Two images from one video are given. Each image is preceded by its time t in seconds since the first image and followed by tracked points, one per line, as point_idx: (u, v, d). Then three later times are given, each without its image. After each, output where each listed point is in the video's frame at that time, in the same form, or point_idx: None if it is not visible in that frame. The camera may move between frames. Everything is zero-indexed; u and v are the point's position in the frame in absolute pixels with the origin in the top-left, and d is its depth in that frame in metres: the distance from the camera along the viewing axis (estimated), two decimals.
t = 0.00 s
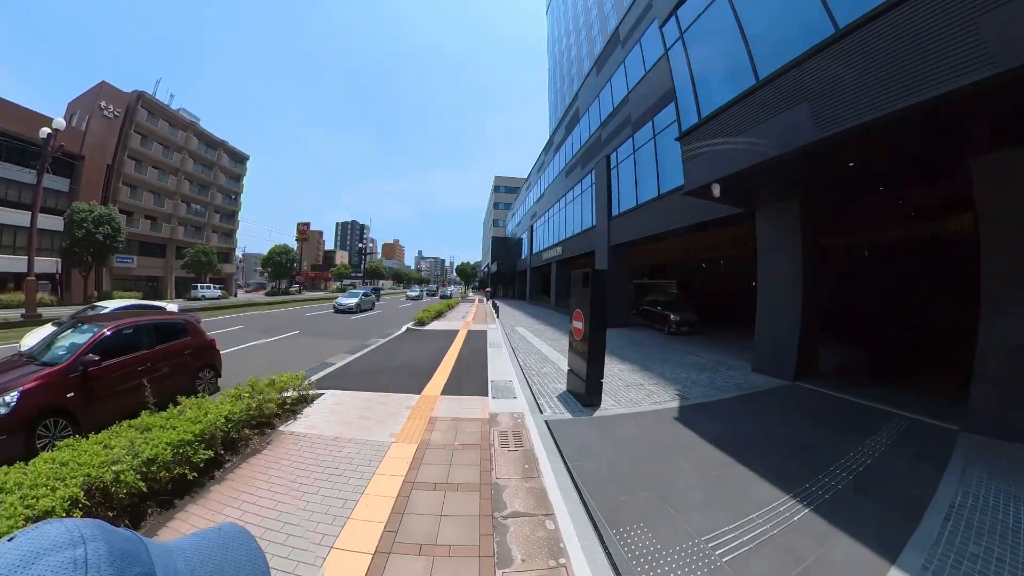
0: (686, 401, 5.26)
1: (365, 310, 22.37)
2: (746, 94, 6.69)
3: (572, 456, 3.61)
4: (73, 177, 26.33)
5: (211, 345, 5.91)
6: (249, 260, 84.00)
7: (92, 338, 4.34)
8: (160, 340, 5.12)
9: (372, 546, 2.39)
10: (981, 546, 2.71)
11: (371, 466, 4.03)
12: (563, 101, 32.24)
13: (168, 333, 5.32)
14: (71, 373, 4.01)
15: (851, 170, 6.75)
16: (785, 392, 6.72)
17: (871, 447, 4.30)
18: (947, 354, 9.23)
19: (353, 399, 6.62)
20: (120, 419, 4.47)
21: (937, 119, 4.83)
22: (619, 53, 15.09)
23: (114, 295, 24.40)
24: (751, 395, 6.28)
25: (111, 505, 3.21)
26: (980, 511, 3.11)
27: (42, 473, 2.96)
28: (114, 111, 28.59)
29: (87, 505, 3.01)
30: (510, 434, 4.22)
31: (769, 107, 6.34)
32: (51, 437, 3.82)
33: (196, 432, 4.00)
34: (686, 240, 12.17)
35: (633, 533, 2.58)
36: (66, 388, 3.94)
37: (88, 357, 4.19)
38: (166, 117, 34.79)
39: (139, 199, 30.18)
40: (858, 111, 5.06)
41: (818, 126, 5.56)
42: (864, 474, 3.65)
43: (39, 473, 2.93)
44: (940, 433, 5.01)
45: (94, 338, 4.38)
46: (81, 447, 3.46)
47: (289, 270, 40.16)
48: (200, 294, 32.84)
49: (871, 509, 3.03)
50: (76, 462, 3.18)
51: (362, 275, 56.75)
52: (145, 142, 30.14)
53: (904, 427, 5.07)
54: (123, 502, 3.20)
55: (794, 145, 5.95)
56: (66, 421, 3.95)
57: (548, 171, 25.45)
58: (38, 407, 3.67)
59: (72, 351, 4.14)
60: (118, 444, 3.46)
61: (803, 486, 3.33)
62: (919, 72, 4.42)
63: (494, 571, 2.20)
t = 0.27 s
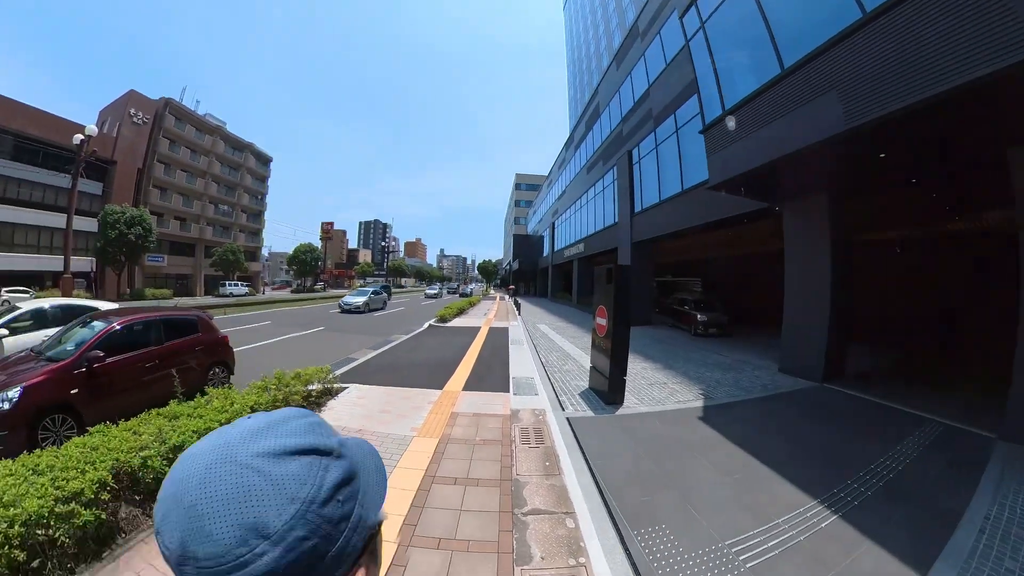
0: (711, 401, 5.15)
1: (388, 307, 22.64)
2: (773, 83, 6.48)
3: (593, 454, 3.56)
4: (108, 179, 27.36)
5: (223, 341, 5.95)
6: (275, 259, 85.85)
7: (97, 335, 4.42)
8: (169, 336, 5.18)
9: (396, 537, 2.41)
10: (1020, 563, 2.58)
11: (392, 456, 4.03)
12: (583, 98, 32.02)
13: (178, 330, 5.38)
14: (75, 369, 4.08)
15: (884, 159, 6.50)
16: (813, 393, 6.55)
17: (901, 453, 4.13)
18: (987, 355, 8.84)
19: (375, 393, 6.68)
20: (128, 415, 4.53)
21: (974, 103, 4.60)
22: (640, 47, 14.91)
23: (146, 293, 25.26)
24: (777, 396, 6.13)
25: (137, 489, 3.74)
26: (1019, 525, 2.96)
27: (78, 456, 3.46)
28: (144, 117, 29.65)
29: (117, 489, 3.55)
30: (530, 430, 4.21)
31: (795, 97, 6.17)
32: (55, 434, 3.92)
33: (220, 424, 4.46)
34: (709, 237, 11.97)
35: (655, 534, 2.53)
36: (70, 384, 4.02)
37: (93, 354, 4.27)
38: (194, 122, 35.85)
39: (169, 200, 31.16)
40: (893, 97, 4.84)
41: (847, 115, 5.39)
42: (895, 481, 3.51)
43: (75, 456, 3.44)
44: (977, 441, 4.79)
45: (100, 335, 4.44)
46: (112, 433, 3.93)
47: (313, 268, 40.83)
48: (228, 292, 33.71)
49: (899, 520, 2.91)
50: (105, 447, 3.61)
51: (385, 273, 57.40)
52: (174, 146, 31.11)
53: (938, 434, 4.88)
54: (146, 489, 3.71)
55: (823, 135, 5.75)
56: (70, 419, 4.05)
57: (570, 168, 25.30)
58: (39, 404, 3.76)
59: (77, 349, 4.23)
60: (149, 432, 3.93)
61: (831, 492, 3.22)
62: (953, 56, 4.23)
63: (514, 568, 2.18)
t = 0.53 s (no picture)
0: (721, 403, 5.02)
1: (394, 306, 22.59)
2: (782, 75, 6.30)
3: (596, 457, 3.45)
4: (116, 179, 27.58)
5: (208, 341, 5.82)
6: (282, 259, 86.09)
7: (68, 336, 4.31)
8: (148, 336, 5.07)
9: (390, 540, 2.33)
10: None
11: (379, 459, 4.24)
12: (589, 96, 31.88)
13: (158, 329, 5.25)
14: (43, 371, 3.98)
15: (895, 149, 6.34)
16: (824, 394, 6.39)
17: (916, 457, 3.99)
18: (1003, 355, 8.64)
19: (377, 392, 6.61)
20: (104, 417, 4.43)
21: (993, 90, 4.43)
22: (646, 44, 14.76)
23: (154, 292, 25.43)
24: (787, 397, 5.98)
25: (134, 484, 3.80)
26: None
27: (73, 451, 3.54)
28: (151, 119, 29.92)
29: (111, 483, 3.57)
30: (533, 431, 4.11)
31: (804, 90, 6.02)
32: (22, 438, 3.83)
33: (217, 421, 4.51)
34: (717, 235, 11.82)
35: (660, 543, 2.41)
36: (38, 387, 3.92)
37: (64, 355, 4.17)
38: (201, 122, 36.07)
39: (177, 200, 31.36)
40: (909, 86, 4.64)
41: (857, 107, 5.25)
42: (911, 487, 3.37)
43: (72, 451, 3.52)
44: (995, 443, 4.64)
45: (71, 336, 4.33)
46: (111, 428, 4.05)
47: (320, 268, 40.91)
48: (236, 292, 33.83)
49: (915, 529, 2.79)
50: (101, 441, 3.74)
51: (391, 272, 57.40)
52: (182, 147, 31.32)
53: (954, 437, 4.73)
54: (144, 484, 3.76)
55: (835, 126, 5.57)
56: (40, 422, 3.96)
57: (576, 166, 25.16)
58: (3, 407, 3.66)
59: (47, 350, 4.13)
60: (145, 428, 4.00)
61: (845, 498, 3.09)
62: (966, 43, 4.08)
63: None
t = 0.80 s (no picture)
0: (717, 404, 4.89)
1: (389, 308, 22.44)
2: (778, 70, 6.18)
3: (588, 462, 3.31)
4: (110, 179, 27.36)
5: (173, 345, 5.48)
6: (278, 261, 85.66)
7: (18, 337, 3.95)
8: (106, 338, 4.71)
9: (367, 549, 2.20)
10: None
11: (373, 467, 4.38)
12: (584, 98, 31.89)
13: (118, 330, 4.90)
14: None
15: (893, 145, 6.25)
16: (821, 395, 6.28)
17: (917, 459, 3.87)
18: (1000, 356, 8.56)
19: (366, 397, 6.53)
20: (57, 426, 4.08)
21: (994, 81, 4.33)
22: (641, 44, 14.70)
23: (146, 293, 25.17)
24: (785, 398, 5.87)
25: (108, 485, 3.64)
26: None
27: (46, 450, 3.38)
28: (145, 118, 29.74)
29: (84, 484, 3.41)
30: (522, 434, 3.98)
31: (800, 85, 5.90)
32: None
33: (197, 422, 4.37)
34: (712, 235, 11.73)
35: (654, 553, 2.28)
36: None
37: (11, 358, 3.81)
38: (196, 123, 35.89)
39: (171, 200, 31.12)
40: (908, 78, 4.53)
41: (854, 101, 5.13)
42: (914, 490, 3.25)
43: (44, 449, 3.38)
44: (996, 443, 4.54)
45: (19, 336, 3.96)
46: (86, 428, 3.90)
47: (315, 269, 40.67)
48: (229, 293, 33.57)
49: (920, 534, 2.66)
50: (75, 440, 3.58)
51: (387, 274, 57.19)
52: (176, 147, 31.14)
53: (954, 437, 4.62)
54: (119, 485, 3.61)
55: (832, 122, 5.46)
56: None
57: (571, 168, 25.10)
58: None
59: None
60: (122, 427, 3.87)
61: (846, 502, 2.96)
62: (965, 34, 3.97)
63: None
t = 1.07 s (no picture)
0: (713, 407, 4.76)
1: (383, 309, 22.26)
2: (773, 67, 6.07)
3: (578, 468, 3.18)
4: (103, 178, 27.11)
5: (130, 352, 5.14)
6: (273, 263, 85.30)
7: None
8: (56, 342, 4.35)
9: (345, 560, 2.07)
10: None
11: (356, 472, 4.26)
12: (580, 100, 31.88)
13: (70, 334, 4.55)
14: None
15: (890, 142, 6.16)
16: (819, 396, 6.17)
17: (918, 462, 3.75)
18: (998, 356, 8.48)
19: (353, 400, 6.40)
20: None
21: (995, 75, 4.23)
22: (636, 45, 14.65)
23: (139, 294, 24.92)
24: (782, 399, 5.74)
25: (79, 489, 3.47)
26: None
27: (16, 450, 3.22)
28: (139, 117, 29.54)
29: (53, 486, 3.25)
30: (512, 438, 3.83)
31: (797, 81, 5.77)
32: None
33: (173, 423, 4.21)
34: (708, 236, 11.63)
35: (647, 569, 2.13)
36: None
37: None
38: (191, 122, 35.67)
39: (164, 200, 30.88)
40: (905, 71, 4.41)
41: (852, 95, 4.99)
42: (918, 495, 3.12)
43: (15, 448, 3.24)
44: (998, 445, 4.43)
45: None
46: (59, 428, 3.74)
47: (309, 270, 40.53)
48: (223, 294, 33.27)
49: (926, 542, 2.52)
50: (47, 440, 3.43)
51: (382, 275, 56.94)
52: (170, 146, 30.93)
53: (956, 439, 4.51)
54: (91, 488, 3.44)
55: (828, 118, 5.35)
56: None
57: (566, 170, 25.02)
58: None
59: None
60: (95, 427, 3.71)
61: (849, 509, 2.83)
62: (968, 23, 3.84)
63: None
